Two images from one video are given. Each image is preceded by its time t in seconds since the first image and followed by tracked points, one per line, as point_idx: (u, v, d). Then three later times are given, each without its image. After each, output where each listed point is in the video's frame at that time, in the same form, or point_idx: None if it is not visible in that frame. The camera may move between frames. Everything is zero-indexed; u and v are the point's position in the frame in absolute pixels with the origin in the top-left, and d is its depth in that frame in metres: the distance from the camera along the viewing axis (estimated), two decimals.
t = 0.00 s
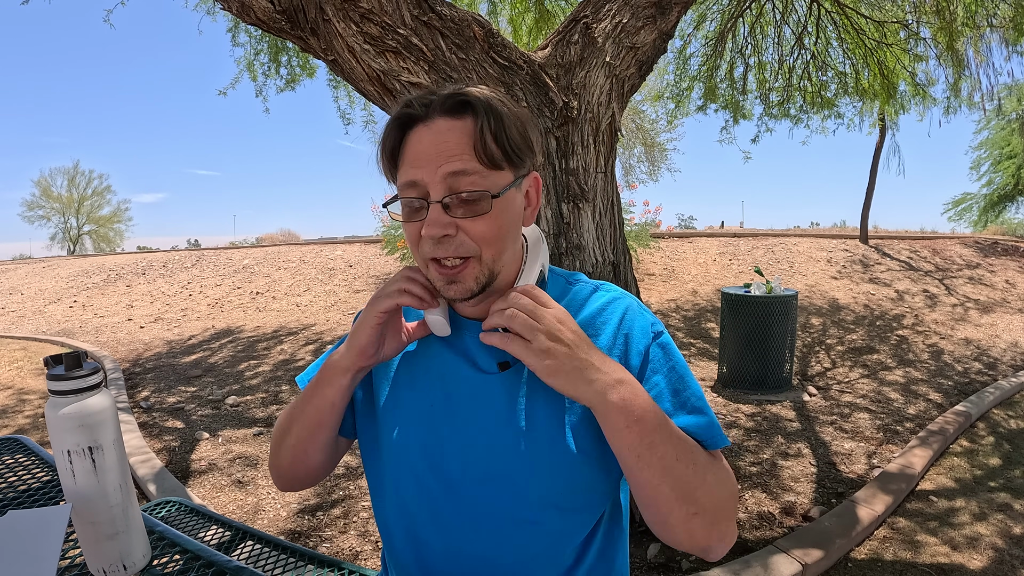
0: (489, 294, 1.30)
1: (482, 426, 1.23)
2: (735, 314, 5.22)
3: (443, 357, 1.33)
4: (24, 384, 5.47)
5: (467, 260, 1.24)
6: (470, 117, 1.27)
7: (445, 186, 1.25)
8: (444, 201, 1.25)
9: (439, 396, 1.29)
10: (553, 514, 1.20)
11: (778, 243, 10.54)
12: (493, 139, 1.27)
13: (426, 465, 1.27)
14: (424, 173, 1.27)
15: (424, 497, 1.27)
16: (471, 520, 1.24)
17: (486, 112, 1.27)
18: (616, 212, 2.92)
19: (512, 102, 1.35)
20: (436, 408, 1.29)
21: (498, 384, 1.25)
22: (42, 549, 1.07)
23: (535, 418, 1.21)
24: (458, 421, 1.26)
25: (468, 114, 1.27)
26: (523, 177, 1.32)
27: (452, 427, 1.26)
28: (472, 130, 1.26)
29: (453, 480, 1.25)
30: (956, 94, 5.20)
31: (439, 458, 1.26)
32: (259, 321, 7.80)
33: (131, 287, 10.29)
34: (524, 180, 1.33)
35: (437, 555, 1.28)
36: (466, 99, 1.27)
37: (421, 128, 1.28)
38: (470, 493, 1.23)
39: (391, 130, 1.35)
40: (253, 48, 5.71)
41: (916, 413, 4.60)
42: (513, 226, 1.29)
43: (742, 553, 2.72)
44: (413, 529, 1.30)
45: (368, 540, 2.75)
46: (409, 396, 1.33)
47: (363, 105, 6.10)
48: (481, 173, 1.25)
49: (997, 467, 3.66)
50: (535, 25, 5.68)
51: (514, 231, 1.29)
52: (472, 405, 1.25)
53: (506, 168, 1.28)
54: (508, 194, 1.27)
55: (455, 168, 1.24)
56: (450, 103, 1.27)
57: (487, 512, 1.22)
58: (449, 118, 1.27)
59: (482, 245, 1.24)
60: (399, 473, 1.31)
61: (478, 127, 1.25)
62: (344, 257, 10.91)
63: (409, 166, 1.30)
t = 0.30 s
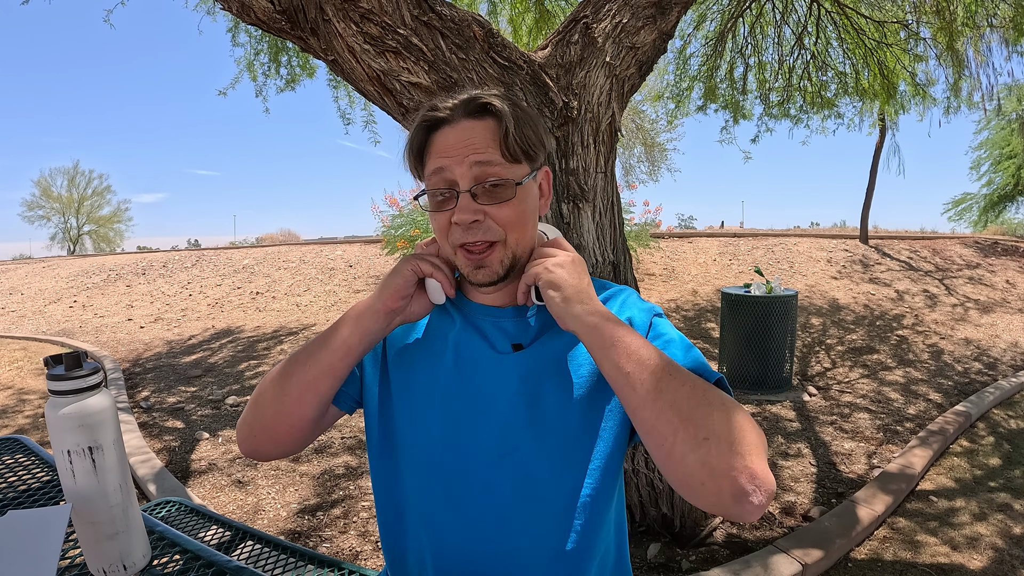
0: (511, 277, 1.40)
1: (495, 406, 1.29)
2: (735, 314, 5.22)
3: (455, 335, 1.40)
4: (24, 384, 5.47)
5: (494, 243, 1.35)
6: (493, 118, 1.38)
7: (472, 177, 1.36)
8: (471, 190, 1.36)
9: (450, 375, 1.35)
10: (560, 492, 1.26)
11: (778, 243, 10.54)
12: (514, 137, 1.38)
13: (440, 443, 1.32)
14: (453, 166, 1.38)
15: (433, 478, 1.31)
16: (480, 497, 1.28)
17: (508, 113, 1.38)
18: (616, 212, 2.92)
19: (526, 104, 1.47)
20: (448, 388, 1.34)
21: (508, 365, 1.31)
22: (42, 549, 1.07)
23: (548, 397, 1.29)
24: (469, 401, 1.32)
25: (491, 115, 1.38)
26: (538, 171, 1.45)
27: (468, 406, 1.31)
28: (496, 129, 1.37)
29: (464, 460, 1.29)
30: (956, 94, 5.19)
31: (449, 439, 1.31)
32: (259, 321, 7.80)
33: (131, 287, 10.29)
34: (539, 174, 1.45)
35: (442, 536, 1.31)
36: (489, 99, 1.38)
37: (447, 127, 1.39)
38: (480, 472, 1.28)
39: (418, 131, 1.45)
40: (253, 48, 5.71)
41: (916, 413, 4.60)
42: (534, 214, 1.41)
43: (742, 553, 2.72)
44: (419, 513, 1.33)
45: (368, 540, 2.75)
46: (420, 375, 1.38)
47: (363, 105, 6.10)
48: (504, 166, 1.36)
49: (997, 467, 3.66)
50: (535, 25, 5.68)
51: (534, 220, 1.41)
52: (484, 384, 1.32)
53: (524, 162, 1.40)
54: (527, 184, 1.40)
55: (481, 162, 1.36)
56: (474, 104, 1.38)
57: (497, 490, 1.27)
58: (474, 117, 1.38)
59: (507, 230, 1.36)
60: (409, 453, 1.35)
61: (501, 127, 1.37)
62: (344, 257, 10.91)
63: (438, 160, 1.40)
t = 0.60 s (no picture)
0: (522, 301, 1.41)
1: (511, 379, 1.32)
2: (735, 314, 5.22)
3: (465, 315, 1.42)
4: (24, 384, 5.47)
5: (504, 279, 1.34)
6: (500, 155, 1.28)
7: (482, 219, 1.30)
8: (482, 235, 1.30)
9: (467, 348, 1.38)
10: (574, 462, 1.27)
11: (778, 243, 10.54)
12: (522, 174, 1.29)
13: (456, 415, 1.32)
14: (460, 212, 1.30)
15: (449, 451, 1.32)
16: (493, 471, 1.29)
17: (514, 148, 1.28)
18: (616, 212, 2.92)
19: (531, 118, 1.35)
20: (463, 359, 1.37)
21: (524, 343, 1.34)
22: (42, 549, 1.07)
23: (563, 370, 1.31)
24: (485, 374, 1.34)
25: (500, 154, 1.27)
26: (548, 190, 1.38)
27: (484, 379, 1.34)
28: (505, 170, 1.28)
29: (479, 433, 1.30)
30: (956, 94, 5.19)
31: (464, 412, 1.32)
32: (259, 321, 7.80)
33: (132, 287, 10.29)
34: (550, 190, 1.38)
35: (457, 511, 1.31)
36: (494, 139, 1.26)
37: (451, 170, 1.29)
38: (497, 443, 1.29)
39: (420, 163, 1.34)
40: (253, 48, 5.70)
41: (916, 413, 4.60)
42: (544, 238, 1.38)
43: (742, 553, 2.72)
44: (434, 487, 1.34)
45: (368, 540, 2.75)
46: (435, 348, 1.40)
47: (364, 105, 6.10)
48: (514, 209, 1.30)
49: (997, 467, 3.66)
50: (535, 25, 5.68)
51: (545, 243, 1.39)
52: (499, 358, 1.34)
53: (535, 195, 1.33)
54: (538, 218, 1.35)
55: (490, 207, 1.28)
56: (479, 143, 1.26)
57: (512, 463, 1.28)
58: (479, 159, 1.27)
59: (517, 266, 1.34)
60: (423, 426, 1.36)
61: (509, 168, 1.28)
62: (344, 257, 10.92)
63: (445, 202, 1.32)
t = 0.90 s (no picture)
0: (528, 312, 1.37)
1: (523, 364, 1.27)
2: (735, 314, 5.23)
3: (471, 298, 1.38)
4: (24, 384, 5.47)
5: (510, 291, 1.29)
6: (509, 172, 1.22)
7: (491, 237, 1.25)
8: (488, 253, 1.25)
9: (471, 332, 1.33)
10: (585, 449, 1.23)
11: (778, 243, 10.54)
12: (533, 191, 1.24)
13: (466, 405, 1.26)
14: (468, 230, 1.25)
15: (461, 436, 1.25)
16: (505, 462, 1.23)
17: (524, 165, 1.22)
18: (616, 212, 2.92)
19: (543, 130, 1.29)
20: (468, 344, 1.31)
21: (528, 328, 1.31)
22: (41, 549, 1.07)
23: (574, 357, 1.26)
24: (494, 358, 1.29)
25: (510, 172, 1.22)
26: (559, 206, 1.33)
27: (495, 366, 1.28)
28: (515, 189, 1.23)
29: (491, 416, 1.24)
30: (956, 94, 5.19)
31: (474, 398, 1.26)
32: (259, 321, 7.81)
33: (132, 287, 10.30)
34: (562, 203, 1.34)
35: (466, 502, 1.24)
36: (504, 156, 1.21)
37: (459, 185, 1.24)
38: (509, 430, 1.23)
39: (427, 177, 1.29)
40: (253, 48, 5.71)
41: (916, 413, 4.60)
42: (553, 251, 1.33)
43: (742, 553, 2.72)
44: (441, 476, 1.26)
45: (368, 540, 2.75)
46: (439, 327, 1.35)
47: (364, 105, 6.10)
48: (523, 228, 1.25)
49: (997, 467, 3.66)
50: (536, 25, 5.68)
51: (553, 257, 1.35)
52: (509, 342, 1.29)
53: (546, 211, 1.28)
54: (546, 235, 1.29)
55: (499, 227, 1.23)
56: (487, 159, 1.21)
57: (524, 450, 1.22)
58: (489, 175, 1.22)
59: (524, 281, 1.29)
60: (432, 409, 1.29)
61: (520, 187, 1.23)
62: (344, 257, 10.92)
63: (452, 220, 1.27)
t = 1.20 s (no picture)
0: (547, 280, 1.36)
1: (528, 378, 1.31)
2: (735, 314, 5.23)
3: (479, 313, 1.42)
4: (24, 384, 5.47)
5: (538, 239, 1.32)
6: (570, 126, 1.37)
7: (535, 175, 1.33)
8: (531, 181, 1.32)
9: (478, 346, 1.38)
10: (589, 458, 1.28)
11: (778, 243, 10.54)
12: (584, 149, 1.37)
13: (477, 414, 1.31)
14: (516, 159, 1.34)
15: (466, 447, 1.29)
16: (513, 469, 1.26)
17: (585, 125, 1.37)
18: (616, 212, 2.92)
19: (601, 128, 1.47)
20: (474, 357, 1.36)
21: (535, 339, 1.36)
22: (41, 550, 1.06)
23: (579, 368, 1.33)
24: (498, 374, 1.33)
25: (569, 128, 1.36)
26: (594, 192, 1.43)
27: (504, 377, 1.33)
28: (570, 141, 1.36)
29: (496, 426, 1.29)
30: (955, 94, 5.19)
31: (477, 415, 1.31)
32: (259, 321, 7.80)
33: (131, 287, 10.29)
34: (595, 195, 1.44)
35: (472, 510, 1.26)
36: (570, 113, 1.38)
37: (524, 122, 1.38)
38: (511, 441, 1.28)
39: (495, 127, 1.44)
40: (253, 48, 5.71)
41: (916, 413, 4.60)
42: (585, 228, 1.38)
43: (742, 553, 2.73)
44: (443, 486, 1.28)
45: (368, 540, 2.75)
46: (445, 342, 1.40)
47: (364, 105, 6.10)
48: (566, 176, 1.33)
49: (997, 467, 3.66)
50: (535, 25, 5.68)
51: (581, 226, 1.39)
52: (517, 354, 1.33)
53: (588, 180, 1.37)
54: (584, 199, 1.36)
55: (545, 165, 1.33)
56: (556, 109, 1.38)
57: (532, 458, 1.26)
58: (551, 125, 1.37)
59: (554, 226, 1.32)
60: (438, 419, 1.33)
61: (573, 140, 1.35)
62: (344, 257, 10.92)
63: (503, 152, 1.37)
